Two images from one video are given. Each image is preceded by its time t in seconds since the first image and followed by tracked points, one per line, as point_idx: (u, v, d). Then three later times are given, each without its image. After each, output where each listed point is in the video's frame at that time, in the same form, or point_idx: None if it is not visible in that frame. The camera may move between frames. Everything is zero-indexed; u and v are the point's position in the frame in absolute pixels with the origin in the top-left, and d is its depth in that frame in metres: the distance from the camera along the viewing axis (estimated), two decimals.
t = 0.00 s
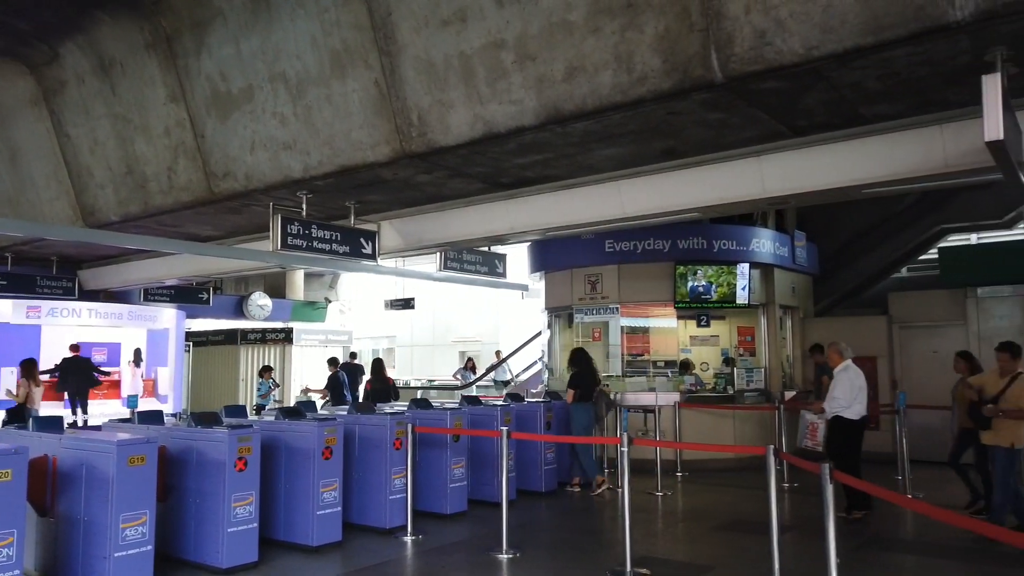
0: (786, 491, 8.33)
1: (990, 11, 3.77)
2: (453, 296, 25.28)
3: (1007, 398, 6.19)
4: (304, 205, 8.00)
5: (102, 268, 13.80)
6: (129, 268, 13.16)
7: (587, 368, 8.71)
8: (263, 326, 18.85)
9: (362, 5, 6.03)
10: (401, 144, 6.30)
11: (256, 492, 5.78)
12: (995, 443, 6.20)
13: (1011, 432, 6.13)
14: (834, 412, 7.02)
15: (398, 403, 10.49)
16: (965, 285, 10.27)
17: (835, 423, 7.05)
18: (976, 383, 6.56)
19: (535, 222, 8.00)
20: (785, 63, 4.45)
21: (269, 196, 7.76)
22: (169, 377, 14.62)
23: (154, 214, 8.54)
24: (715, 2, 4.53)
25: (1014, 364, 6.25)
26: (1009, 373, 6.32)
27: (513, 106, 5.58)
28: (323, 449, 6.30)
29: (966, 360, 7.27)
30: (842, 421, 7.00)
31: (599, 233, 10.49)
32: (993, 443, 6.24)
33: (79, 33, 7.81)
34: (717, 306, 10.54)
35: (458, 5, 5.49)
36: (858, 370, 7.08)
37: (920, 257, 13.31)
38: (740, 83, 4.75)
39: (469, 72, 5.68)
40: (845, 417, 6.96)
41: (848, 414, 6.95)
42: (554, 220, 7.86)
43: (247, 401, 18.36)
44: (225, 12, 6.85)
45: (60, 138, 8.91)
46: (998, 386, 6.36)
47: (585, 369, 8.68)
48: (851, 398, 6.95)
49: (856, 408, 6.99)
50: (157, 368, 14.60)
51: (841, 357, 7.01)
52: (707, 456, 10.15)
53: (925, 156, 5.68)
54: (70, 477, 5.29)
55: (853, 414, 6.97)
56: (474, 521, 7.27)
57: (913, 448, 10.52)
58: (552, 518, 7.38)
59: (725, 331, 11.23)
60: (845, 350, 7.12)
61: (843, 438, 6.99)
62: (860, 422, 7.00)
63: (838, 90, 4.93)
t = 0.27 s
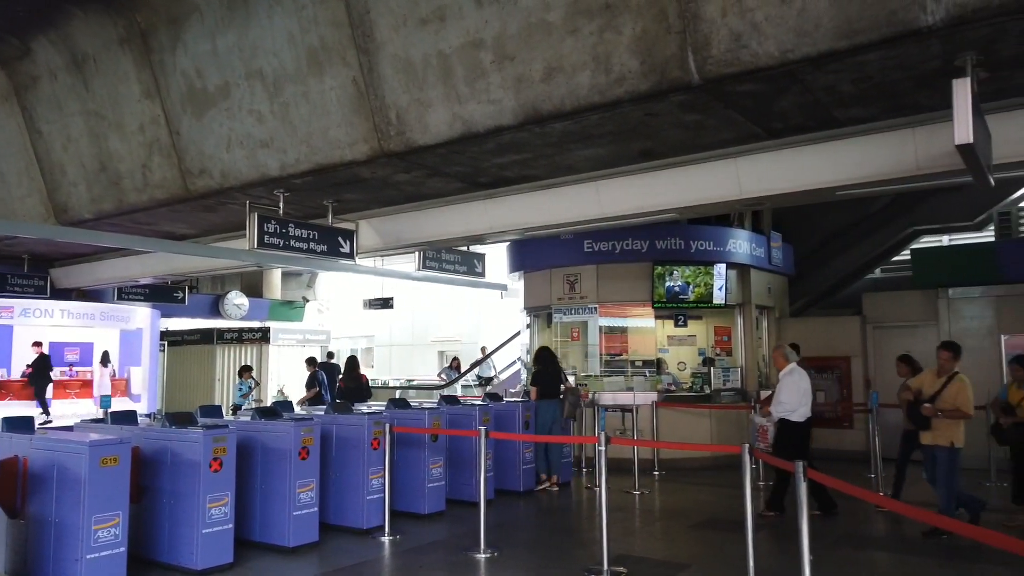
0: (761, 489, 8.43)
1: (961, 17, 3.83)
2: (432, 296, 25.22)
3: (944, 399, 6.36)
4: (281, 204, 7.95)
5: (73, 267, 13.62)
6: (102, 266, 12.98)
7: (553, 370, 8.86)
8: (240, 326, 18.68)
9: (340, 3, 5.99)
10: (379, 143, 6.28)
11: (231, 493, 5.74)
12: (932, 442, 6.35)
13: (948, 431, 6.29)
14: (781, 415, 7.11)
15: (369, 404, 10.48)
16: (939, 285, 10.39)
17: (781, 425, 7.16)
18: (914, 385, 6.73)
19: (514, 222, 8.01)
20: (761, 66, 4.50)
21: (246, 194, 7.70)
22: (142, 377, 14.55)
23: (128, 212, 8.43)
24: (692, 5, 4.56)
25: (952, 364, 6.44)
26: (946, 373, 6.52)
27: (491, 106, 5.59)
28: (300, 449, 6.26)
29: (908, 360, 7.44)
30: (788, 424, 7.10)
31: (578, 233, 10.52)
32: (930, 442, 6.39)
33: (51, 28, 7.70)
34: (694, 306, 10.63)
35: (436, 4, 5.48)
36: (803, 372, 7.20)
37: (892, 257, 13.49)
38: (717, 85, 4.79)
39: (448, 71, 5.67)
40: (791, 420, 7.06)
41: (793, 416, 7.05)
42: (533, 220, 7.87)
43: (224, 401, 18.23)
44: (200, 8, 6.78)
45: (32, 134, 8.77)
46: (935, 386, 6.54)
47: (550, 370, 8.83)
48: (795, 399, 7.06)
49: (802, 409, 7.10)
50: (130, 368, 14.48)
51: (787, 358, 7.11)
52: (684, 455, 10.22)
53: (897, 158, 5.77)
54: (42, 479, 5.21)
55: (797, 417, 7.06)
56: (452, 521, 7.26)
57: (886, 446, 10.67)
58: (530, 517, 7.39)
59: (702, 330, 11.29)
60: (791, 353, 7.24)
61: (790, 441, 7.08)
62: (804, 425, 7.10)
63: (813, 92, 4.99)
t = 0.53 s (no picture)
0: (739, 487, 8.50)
1: (934, 21, 3.89)
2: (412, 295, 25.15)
3: (884, 396, 6.35)
4: (260, 202, 7.89)
5: (47, 265, 13.47)
6: (77, 264, 12.81)
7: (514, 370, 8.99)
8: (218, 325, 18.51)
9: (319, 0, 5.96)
10: (358, 142, 6.26)
11: (208, 494, 5.69)
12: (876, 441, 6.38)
13: (891, 430, 6.32)
14: (730, 412, 7.20)
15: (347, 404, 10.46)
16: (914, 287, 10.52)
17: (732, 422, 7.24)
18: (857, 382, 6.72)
19: (494, 222, 8.01)
20: (739, 68, 4.54)
21: (224, 192, 7.64)
22: (116, 376, 14.41)
23: (104, 209, 8.33)
24: (671, 6, 4.59)
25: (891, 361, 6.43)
26: (885, 369, 6.50)
27: (472, 105, 5.59)
28: (278, 449, 6.22)
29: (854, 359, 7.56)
30: (738, 421, 7.18)
31: (559, 233, 10.53)
32: (874, 441, 6.41)
33: (25, 22, 7.59)
34: (672, 306, 10.65)
35: (417, 3, 5.47)
36: (752, 370, 7.25)
37: (869, 258, 13.63)
38: (696, 86, 4.83)
39: (428, 70, 5.66)
40: (741, 417, 7.14)
41: (742, 414, 7.14)
42: (513, 220, 7.87)
43: (202, 401, 18.06)
44: (178, 4, 6.72)
45: (5, 131, 8.64)
46: (875, 382, 6.53)
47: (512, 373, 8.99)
48: (743, 397, 7.13)
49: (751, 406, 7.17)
50: (104, 367, 14.28)
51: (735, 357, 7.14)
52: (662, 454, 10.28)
53: (873, 161, 5.84)
54: (14, 480, 5.14)
55: (746, 414, 7.14)
56: (432, 520, 7.25)
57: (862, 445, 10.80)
58: (510, 516, 7.40)
59: (681, 330, 11.37)
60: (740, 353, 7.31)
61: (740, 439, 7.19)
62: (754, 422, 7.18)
63: (790, 95, 5.04)
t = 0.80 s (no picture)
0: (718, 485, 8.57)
1: (909, 24, 3.94)
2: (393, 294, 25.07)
3: (820, 394, 6.39)
4: (239, 200, 7.83)
5: (23, 263, 13.22)
6: (52, 262, 12.64)
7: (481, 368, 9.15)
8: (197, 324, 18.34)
9: None
10: (338, 140, 6.23)
11: (185, 494, 5.64)
12: (812, 439, 6.41)
13: (827, 429, 6.36)
14: (684, 411, 7.31)
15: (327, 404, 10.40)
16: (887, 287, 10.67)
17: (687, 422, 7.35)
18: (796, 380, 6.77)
19: (475, 221, 8.01)
20: (718, 69, 4.57)
21: (202, 189, 7.57)
22: (92, 375, 14.28)
23: (79, 206, 8.23)
24: (651, 7, 4.61)
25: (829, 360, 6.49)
26: (823, 368, 6.55)
27: (453, 104, 5.58)
28: (257, 449, 6.18)
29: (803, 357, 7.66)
30: (692, 420, 7.30)
31: (540, 232, 10.54)
32: (811, 439, 6.45)
33: None
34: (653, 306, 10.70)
35: (398, 1, 5.46)
36: (704, 370, 7.39)
37: (846, 258, 13.79)
38: (676, 87, 4.85)
39: (409, 68, 5.65)
40: (694, 416, 7.26)
41: (696, 412, 7.25)
42: (494, 219, 7.87)
43: (180, 401, 17.87)
44: None
45: None
46: (812, 381, 6.58)
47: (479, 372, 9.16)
48: (696, 397, 7.25)
49: (705, 406, 7.27)
50: (80, 366, 14.23)
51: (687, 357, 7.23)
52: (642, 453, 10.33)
53: (850, 162, 5.91)
54: None
55: (700, 412, 7.25)
56: (412, 520, 7.24)
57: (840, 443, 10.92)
58: (491, 516, 7.40)
59: (661, 330, 11.55)
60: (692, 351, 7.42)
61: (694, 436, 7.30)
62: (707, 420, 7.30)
63: (768, 96, 5.08)
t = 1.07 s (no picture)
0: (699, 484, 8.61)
1: (886, 27, 3.99)
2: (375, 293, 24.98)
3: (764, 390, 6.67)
4: (218, 197, 7.77)
5: None
6: (27, 260, 12.45)
7: (451, 370, 9.17)
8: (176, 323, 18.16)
9: None
10: (319, 138, 6.20)
11: (163, 494, 5.59)
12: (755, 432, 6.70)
13: (770, 424, 6.63)
14: (642, 407, 7.40)
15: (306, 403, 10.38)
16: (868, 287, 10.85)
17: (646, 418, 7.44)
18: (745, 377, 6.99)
19: (457, 220, 7.99)
20: (699, 69, 4.60)
21: (181, 187, 7.50)
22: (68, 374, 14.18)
23: (56, 204, 8.12)
24: (632, 7, 4.63)
25: (774, 358, 6.71)
26: (768, 364, 6.78)
27: (435, 102, 5.57)
28: (236, 449, 6.14)
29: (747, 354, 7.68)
30: (650, 415, 7.39)
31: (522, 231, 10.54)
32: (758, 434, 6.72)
33: None
34: (635, 305, 10.74)
35: None
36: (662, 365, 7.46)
37: (825, 258, 13.92)
38: (657, 87, 4.88)
39: (390, 66, 5.63)
40: (651, 412, 7.34)
41: (654, 408, 7.34)
42: (476, 218, 7.87)
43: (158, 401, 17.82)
44: None
45: None
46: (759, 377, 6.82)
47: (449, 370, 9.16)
48: (654, 393, 7.34)
49: (663, 402, 7.37)
50: (55, 365, 14.15)
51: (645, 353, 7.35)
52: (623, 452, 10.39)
53: (827, 163, 5.98)
54: None
55: (658, 407, 7.36)
56: (393, 520, 7.22)
57: (818, 442, 11.03)
58: (472, 515, 7.40)
59: (643, 329, 11.55)
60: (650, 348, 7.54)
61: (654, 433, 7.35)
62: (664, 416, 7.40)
63: (748, 97, 5.12)
